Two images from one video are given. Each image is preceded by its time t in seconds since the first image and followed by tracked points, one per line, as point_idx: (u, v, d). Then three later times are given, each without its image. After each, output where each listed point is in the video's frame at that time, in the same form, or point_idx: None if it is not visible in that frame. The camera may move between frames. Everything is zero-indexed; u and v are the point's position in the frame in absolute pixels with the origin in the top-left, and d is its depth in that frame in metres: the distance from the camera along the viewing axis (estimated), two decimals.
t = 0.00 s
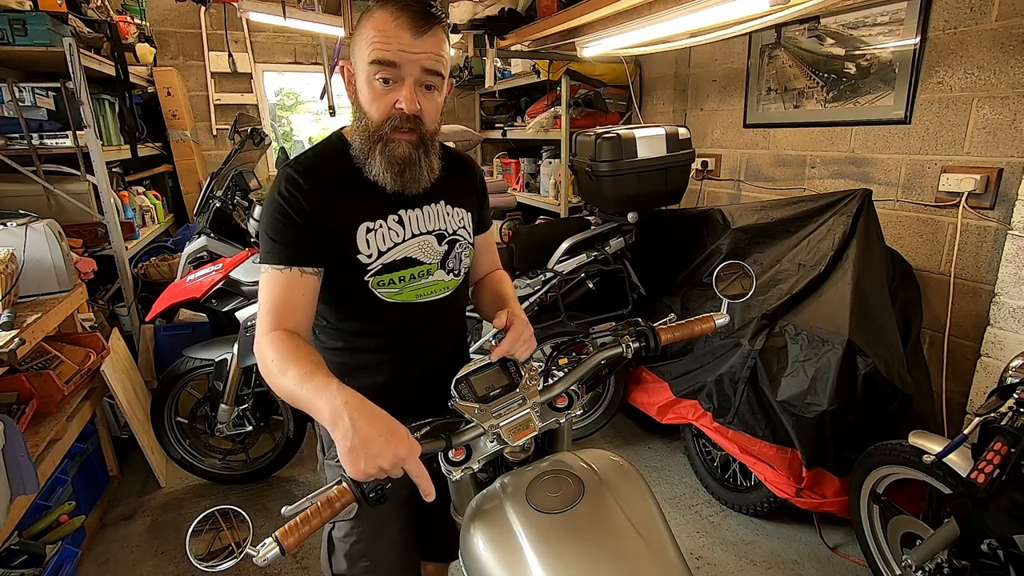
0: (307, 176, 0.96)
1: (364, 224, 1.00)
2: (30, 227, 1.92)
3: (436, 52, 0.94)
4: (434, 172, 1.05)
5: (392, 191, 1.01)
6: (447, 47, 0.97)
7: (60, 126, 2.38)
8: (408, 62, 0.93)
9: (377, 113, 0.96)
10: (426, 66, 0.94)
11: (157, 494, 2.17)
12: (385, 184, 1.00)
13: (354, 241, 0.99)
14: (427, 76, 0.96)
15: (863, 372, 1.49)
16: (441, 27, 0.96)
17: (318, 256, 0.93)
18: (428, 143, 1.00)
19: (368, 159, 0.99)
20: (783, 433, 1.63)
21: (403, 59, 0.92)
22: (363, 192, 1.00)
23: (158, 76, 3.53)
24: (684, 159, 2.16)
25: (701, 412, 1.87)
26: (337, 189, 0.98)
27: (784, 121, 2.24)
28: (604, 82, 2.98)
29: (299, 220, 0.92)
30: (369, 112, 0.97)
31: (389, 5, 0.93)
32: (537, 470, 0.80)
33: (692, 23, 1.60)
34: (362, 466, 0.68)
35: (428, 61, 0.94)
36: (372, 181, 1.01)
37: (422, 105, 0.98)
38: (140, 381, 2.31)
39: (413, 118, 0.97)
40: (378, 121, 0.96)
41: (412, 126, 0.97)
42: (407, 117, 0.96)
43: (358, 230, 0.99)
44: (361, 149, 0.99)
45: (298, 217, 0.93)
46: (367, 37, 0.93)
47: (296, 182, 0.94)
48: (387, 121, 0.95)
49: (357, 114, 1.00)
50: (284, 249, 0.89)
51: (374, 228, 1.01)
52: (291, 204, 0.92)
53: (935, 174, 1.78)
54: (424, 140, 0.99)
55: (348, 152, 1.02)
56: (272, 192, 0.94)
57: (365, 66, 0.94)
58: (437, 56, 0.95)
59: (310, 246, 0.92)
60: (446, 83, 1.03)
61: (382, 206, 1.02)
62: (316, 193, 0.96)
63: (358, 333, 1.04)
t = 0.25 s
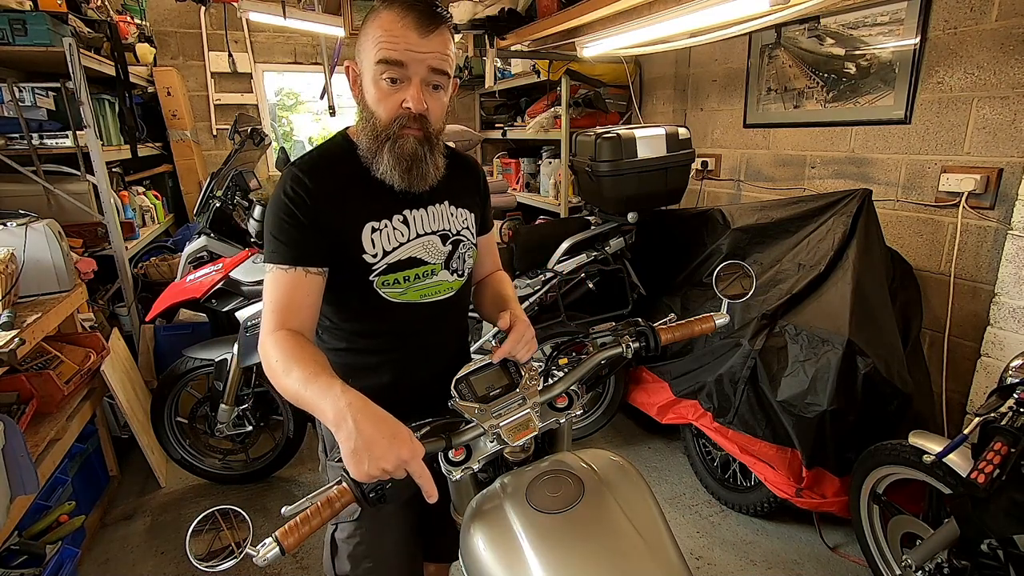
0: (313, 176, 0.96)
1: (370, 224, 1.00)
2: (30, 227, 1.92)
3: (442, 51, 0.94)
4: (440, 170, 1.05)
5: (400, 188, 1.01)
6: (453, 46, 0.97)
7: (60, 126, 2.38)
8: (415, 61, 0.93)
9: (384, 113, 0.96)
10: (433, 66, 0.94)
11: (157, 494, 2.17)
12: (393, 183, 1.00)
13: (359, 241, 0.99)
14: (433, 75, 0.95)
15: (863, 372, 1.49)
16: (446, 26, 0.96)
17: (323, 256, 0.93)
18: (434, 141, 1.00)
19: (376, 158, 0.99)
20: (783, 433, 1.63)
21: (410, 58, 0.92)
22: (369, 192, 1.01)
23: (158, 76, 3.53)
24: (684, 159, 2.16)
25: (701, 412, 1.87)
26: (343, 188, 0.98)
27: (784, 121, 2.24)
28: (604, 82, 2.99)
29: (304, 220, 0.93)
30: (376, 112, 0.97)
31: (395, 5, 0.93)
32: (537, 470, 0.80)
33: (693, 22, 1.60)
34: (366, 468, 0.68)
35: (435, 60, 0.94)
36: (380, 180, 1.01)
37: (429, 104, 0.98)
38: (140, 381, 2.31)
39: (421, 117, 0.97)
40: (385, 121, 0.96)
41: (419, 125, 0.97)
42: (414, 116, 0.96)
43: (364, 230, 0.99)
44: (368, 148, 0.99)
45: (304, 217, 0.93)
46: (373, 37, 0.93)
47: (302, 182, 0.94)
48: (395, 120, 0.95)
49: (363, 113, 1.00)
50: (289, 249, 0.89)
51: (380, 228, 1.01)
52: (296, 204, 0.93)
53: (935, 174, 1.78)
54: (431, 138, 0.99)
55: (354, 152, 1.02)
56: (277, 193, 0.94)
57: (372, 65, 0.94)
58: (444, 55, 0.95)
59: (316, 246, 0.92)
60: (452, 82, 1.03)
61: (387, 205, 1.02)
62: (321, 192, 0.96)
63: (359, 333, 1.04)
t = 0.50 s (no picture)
0: (315, 175, 0.96)
1: (371, 222, 1.00)
2: (30, 227, 1.92)
3: (446, 50, 0.95)
4: (443, 169, 1.05)
5: (403, 186, 1.01)
6: (456, 45, 0.97)
7: (60, 126, 2.38)
8: (419, 60, 0.93)
9: (388, 112, 0.96)
10: (437, 64, 0.94)
11: (157, 494, 2.17)
12: (397, 181, 1.00)
13: (361, 240, 0.99)
14: (437, 74, 0.96)
15: (863, 372, 1.49)
16: (449, 25, 0.96)
17: (325, 255, 0.93)
18: (438, 139, 1.00)
19: (379, 157, 0.99)
20: (783, 433, 1.63)
21: (414, 57, 0.93)
22: (371, 191, 1.01)
23: (158, 76, 3.53)
24: (684, 159, 2.16)
25: (701, 412, 1.87)
26: (345, 187, 0.98)
27: (784, 121, 2.24)
28: (604, 82, 2.99)
29: (306, 219, 0.93)
30: (379, 111, 0.97)
31: (398, 5, 0.94)
32: (537, 470, 0.80)
33: (693, 22, 1.60)
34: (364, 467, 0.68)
35: (439, 58, 0.94)
36: (383, 177, 1.01)
37: (432, 103, 0.98)
38: (140, 381, 2.31)
39: (424, 116, 0.97)
40: (389, 120, 0.96)
41: (423, 123, 0.97)
42: (418, 114, 0.96)
43: (365, 228, 0.99)
44: (372, 147, 0.99)
45: (306, 216, 0.93)
46: (377, 37, 0.93)
47: (304, 181, 0.94)
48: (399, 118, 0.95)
49: (366, 113, 1.00)
50: (291, 248, 0.90)
51: (381, 227, 1.01)
52: (298, 203, 0.93)
53: (935, 174, 1.77)
54: (434, 136, 0.99)
55: (357, 151, 1.02)
56: (279, 192, 0.94)
57: (376, 65, 0.94)
58: (447, 54, 0.95)
59: (318, 245, 0.92)
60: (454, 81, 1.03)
61: (389, 205, 1.02)
62: (323, 191, 0.96)
63: (359, 333, 1.04)
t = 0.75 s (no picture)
0: (314, 176, 0.96)
1: (370, 224, 1.00)
2: (30, 227, 1.92)
3: (447, 52, 0.95)
4: (443, 169, 1.05)
5: (404, 188, 1.01)
6: (457, 47, 0.97)
7: (60, 126, 2.38)
8: (421, 62, 0.93)
9: (389, 113, 0.96)
10: (438, 67, 0.94)
11: (157, 494, 2.17)
12: (398, 183, 1.00)
13: (360, 242, 0.98)
14: (438, 76, 0.96)
15: (863, 372, 1.49)
16: (450, 27, 0.96)
17: (324, 257, 0.93)
18: (438, 140, 1.00)
19: (380, 158, 0.99)
20: (783, 433, 1.63)
21: (415, 59, 0.92)
22: (371, 193, 1.01)
23: (158, 76, 3.53)
24: (684, 159, 2.16)
25: (701, 412, 1.87)
26: (344, 189, 0.98)
27: (784, 121, 2.24)
28: (604, 82, 2.99)
29: (306, 221, 0.93)
30: (380, 113, 0.97)
31: (399, 6, 0.93)
32: (538, 470, 0.80)
33: (692, 23, 1.60)
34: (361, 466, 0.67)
35: (440, 60, 0.94)
36: (383, 177, 1.01)
37: (433, 104, 0.98)
38: (140, 381, 2.31)
39: (425, 117, 0.97)
40: (390, 121, 0.96)
41: (424, 125, 0.97)
42: (420, 115, 0.96)
43: (364, 230, 0.99)
44: (372, 148, 0.99)
45: (305, 217, 0.93)
46: (378, 39, 0.93)
47: (303, 182, 0.94)
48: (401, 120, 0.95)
49: (367, 114, 1.00)
50: (290, 250, 0.90)
51: (380, 230, 1.01)
52: (298, 205, 0.93)
53: (935, 174, 1.78)
54: (435, 137, 1.00)
55: (357, 153, 1.02)
56: (278, 193, 0.94)
57: (377, 66, 0.94)
58: (448, 56, 0.95)
59: (318, 246, 0.92)
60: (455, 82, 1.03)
61: (389, 207, 1.02)
62: (323, 193, 0.96)
63: (360, 334, 1.04)
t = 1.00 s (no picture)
0: (311, 181, 0.96)
1: (366, 229, 1.00)
2: (30, 227, 1.92)
3: (435, 58, 0.91)
4: (440, 173, 1.05)
5: (402, 195, 1.01)
6: (446, 51, 0.94)
7: (60, 126, 2.38)
8: (409, 72, 0.90)
9: (380, 123, 0.94)
10: (426, 75, 0.91)
11: (157, 494, 2.17)
12: (395, 190, 1.00)
13: (357, 246, 0.99)
14: (427, 84, 0.93)
15: (863, 372, 1.49)
16: (438, 30, 0.93)
17: (321, 260, 0.93)
18: (432, 146, 0.99)
19: (376, 167, 0.98)
20: (783, 433, 1.63)
21: (402, 70, 0.89)
22: (368, 197, 1.01)
23: (158, 76, 3.53)
24: (684, 159, 2.16)
25: (701, 412, 1.87)
26: (341, 193, 0.98)
27: (784, 121, 2.24)
28: (604, 82, 2.99)
29: (302, 224, 0.93)
30: (372, 123, 0.95)
31: (384, 13, 0.90)
32: (538, 470, 0.80)
33: (692, 23, 1.60)
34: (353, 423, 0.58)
35: (428, 68, 0.91)
36: (382, 187, 1.01)
37: (425, 111, 0.96)
38: (140, 381, 2.31)
39: (417, 126, 0.95)
40: (382, 132, 0.95)
41: (416, 134, 0.96)
42: (411, 126, 0.94)
43: (360, 235, 0.99)
44: (367, 158, 0.98)
45: (301, 221, 0.93)
46: (364, 48, 0.90)
47: (299, 187, 0.95)
48: (392, 131, 0.94)
49: (360, 122, 0.99)
50: (287, 253, 0.90)
51: (376, 233, 1.01)
52: (294, 209, 0.93)
53: (935, 174, 1.78)
54: (429, 144, 0.98)
55: (354, 159, 1.01)
56: (275, 198, 0.94)
57: (365, 77, 0.91)
58: (437, 62, 0.91)
59: (315, 251, 0.92)
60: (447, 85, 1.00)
61: (388, 210, 1.02)
62: (319, 197, 0.96)
63: (360, 334, 1.04)
